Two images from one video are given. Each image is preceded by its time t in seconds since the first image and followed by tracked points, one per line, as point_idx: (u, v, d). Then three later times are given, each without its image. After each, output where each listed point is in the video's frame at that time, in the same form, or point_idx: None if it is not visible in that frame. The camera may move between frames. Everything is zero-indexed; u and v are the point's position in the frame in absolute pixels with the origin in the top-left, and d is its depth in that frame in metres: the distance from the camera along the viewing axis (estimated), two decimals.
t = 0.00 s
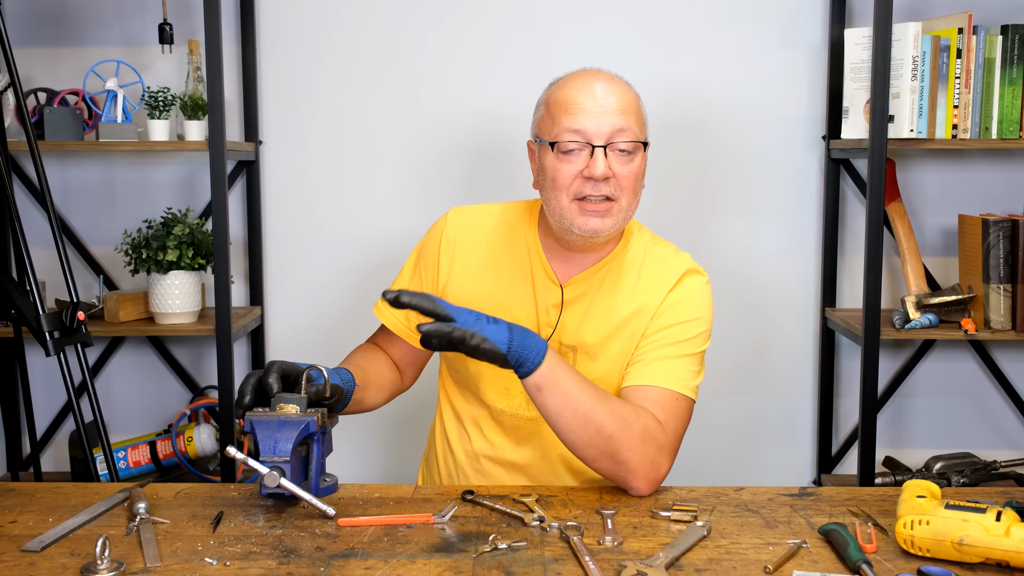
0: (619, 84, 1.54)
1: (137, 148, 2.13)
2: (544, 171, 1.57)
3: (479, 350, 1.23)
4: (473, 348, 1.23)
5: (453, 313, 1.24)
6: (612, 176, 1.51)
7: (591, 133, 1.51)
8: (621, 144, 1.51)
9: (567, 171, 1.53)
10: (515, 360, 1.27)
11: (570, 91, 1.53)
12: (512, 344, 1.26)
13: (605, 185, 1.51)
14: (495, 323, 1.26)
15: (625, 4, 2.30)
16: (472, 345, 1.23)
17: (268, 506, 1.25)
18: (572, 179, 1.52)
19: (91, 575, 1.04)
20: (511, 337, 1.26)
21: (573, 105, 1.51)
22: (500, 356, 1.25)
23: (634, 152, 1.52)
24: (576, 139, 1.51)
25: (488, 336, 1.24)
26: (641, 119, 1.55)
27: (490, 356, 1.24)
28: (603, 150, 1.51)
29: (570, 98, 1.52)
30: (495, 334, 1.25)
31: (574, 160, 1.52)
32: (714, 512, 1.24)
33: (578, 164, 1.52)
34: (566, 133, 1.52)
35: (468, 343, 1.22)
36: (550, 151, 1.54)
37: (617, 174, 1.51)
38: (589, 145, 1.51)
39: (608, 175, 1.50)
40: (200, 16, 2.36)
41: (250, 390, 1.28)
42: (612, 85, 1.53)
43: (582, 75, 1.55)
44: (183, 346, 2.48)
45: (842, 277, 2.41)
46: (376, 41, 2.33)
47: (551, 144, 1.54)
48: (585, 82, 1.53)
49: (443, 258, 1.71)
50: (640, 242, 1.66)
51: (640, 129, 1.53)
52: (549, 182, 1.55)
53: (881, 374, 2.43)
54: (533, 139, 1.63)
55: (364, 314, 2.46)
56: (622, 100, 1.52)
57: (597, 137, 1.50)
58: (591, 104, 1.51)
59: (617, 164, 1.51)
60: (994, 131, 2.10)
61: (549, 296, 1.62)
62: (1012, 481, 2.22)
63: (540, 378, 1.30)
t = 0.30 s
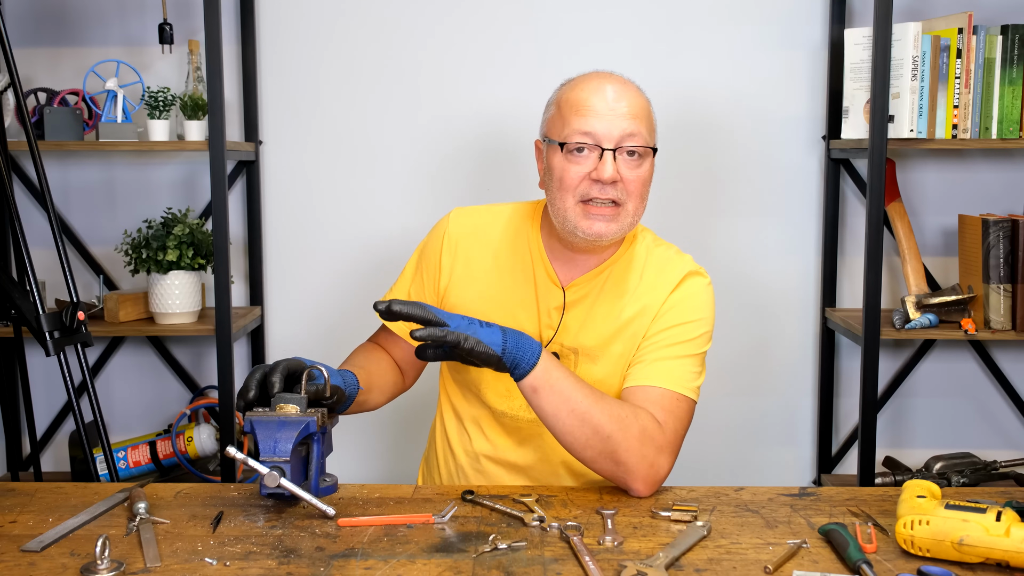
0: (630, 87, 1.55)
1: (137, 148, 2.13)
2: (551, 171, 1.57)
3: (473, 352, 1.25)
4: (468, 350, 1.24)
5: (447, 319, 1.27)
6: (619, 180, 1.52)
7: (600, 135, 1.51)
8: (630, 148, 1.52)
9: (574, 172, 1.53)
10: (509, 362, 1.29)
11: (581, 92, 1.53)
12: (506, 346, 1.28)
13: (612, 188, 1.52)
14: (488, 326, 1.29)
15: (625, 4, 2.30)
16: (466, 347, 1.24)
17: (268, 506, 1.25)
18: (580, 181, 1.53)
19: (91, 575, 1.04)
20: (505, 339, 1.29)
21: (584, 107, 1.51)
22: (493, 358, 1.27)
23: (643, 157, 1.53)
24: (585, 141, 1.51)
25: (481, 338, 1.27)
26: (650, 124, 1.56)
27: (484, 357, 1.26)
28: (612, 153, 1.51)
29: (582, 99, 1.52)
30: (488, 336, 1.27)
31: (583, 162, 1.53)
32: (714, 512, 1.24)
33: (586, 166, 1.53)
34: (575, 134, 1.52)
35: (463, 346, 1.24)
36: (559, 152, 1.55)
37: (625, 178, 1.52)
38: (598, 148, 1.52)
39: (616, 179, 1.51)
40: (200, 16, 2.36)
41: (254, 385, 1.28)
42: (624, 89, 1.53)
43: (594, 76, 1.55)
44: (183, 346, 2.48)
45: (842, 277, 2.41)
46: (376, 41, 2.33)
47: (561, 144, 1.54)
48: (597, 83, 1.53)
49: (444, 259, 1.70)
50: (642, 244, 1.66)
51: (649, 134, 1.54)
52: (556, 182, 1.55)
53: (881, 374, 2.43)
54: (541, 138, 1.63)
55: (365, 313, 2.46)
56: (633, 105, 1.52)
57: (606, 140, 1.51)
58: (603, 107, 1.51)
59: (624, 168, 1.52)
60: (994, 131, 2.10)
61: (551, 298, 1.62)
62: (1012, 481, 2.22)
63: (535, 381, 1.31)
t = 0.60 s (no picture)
0: (654, 97, 1.54)
1: (137, 148, 2.13)
2: (565, 167, 1.57)
3: (472, 338, 1.26)
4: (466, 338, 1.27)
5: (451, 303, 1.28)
6: (632, 187, 1.51)
7: (619, 139, 1.50)
8: (646, 157, 1.52)
9: (588, 172, 1.53)
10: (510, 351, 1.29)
11: (605, 94, 1.52)
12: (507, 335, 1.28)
13: (623, 194, 1.52)
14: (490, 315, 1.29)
15: (625, 4, 2.30)
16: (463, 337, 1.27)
17: (268, 506, 1.25)
18: (592, 181, 1.52)
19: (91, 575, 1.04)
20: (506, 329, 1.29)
21: (606, 109, 1.51)
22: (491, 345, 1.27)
23: (656, 168, 1.53)
24: (603, 142, 1.51)
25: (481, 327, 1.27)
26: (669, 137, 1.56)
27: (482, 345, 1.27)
28: (627, 159, 1.51)
29: (605, 101, 1.52)
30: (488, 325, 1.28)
31: (598, 163, 1.52)
32: (714, 512, 1.24)
33: (600, 168, 1.52)
34: (593, 135, 1.52)
35: (462, 331, 1.26)
36: (576, 150, 1.54)
37: (637, 186, 1.52)
38: (615, 152, 1.51)
39: (629, 185, 1.51)
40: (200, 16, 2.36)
41: (251, 390, 1.28)
42: (651, 97, 1.53)
43: (621, 79, 1.55)
44: (183, 346, 2.48)
45: (842, 277, 2.41)
46: (376, 41, 2.33)
47: (579, 142, 1.54)
48: (623, 87, 1.52)
49: (445, 258, 1.70)
50: (641, 246, 1.66)
51: (666, 146, 1.54)
52: (568, 180, 1.55)
53: (881, 374, 2.43)
54: (558, 134, 1.63)
55: (365, 314, 2.46)
56: (656, 114, 1.52)
57: (624, 145, 1.50)
58: (625, 111, 1.50)
59: (638, 176, 1.52)
60: (994, 131, 2.10)
61: (551, 299, 1.63)
62: (1012, 481, 2.22)
63: (533, 374, 1.31)
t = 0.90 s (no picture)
0: (655, 96, 1.54)
1: (137, 148, 2.13)
2: (567, 167, 1.57)
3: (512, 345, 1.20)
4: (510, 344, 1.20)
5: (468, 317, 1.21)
6: (634, 186, 1.51)
7: (621, 138, 1.50)
8: (648, 155, 1.51)
9: (591, 172, 1.53)
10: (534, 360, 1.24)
11: (607, 93, 1.52)
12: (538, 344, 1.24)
13: (626, 193, 1.51)
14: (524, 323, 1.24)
15: (625, 4, 2.30)
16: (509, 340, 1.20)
17: (268, 506, 1.25)
18: (594, 181, 1.52)
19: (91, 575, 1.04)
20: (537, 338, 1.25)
21: (608, 107, 1.51)
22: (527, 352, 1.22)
23: (659, 166, 1.53)
24: (605, 141, 1.51)
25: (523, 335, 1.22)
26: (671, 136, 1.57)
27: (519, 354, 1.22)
28: (630, 157, 1.51)
29: (607, 100, 1.52)
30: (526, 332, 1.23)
31: (600, 162, 1.52)
32: (714, 512, 1.24)
33: (603, 167, 1.52)
34: (596, 134, 1.52)
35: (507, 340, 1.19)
36: (578, 149, 1.54)
37: (641, 185, 1.52)
38: (618, 150, 1.51)
39: (632, 183, 1.51)
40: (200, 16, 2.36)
41: (252, 391, 1.28)
42: (652, 95, 1.53)
43: (622, 78, 1.55)
44: (183, 346, 2.48)
45: (842, 277, 2.41)
46: (376, 41, 2.33)
47: (580, 142, 1.54)
48: (624, 86, 1.52)
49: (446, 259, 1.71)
50: (644, 246, 1.66)
51: (668, 145, 1.54)
52: (571, 180, 1.55)
53: (881, 374, 2.43)
54: (559, 134, 1.63)
55: (365, 314, 2.46)
56: (659, 113, 1.52)
57: (627, 144, 1.50)
58: (626, 109, 1.50)
59: (641, 175, 1.52)
60: (994, 131, 2.10)
61: (552, 298, 1.63)
62: (1012, 480, 2.22)
63: (555, 383, 1.28)
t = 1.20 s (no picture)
0: (654, 98, 1.54)
1: (137, 149, 2.13)
2: (566, 171, 1.57)
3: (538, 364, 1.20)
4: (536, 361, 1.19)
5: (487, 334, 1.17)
6: (635, 190, 1.51)
7: (621, 142, 1.50)
8: (648, 159, 1.51)
9: (591, 177, 1.53)
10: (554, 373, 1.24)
11: (605, 96, 1.52)
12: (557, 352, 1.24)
13: (627, 198, 1.51)
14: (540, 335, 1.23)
15: (625, 4, 2.30)
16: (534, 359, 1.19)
17: (268, 506, 1.25)
18: (594, 186, 1.52)
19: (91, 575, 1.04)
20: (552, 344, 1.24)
21: (607, 111, 1.51)
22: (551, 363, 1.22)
23: (659, 169, 1.53)
24: (605, 145, 1.51)
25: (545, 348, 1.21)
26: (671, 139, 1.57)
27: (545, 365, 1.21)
28: (630, 162, 1.51)
29: (606, 103, 1.52)
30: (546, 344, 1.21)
31: (600, 167, 1.53)
32: (714, 512, 1.24)
33: (603, 171, 1.52)
34: (595, 138, 1.52)
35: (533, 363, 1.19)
36: (577, 154, 1.54)
37: (641, 188, 1.52)
38: (617, 154, 1.51)
39: (632, 188, 1.51)
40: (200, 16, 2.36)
41: (252, 390, 1.28)
42: (651, 98, 1.53)
43: (620, 81, 1.55)
44: (183, 346, 2.48)
45: (842, 277, 2.41)
46: (376, 41, 2.33)
47: (580, 146, 1.54)
48: (622, 89, 1.52)
49: (444, 259, 1.70)
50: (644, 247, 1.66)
51: (667, 148, 1.54)
52: (571, 184, 1.55)
53: (881, 374, 2.43)
54: (558, 137, 1.63)
55: (365, 314, 2.46)
56: (659, 116, 1.52)
57: (627, 148, 1.50)
58: (625, 113, 1.50)
59: (641, 178, 1.52)
60: (994, 131, 2.10)
61: (552, 300, 1.62)
62: (1012, 480, 2.22)
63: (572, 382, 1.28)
